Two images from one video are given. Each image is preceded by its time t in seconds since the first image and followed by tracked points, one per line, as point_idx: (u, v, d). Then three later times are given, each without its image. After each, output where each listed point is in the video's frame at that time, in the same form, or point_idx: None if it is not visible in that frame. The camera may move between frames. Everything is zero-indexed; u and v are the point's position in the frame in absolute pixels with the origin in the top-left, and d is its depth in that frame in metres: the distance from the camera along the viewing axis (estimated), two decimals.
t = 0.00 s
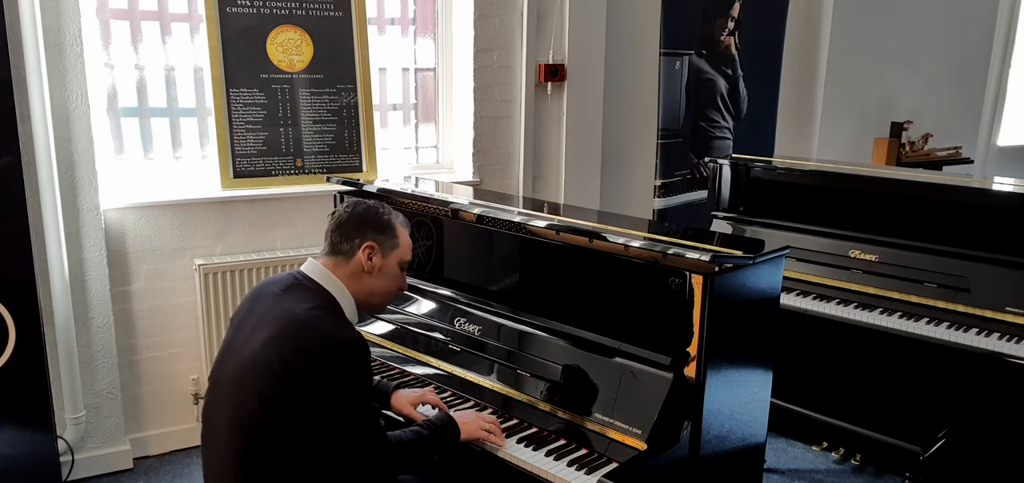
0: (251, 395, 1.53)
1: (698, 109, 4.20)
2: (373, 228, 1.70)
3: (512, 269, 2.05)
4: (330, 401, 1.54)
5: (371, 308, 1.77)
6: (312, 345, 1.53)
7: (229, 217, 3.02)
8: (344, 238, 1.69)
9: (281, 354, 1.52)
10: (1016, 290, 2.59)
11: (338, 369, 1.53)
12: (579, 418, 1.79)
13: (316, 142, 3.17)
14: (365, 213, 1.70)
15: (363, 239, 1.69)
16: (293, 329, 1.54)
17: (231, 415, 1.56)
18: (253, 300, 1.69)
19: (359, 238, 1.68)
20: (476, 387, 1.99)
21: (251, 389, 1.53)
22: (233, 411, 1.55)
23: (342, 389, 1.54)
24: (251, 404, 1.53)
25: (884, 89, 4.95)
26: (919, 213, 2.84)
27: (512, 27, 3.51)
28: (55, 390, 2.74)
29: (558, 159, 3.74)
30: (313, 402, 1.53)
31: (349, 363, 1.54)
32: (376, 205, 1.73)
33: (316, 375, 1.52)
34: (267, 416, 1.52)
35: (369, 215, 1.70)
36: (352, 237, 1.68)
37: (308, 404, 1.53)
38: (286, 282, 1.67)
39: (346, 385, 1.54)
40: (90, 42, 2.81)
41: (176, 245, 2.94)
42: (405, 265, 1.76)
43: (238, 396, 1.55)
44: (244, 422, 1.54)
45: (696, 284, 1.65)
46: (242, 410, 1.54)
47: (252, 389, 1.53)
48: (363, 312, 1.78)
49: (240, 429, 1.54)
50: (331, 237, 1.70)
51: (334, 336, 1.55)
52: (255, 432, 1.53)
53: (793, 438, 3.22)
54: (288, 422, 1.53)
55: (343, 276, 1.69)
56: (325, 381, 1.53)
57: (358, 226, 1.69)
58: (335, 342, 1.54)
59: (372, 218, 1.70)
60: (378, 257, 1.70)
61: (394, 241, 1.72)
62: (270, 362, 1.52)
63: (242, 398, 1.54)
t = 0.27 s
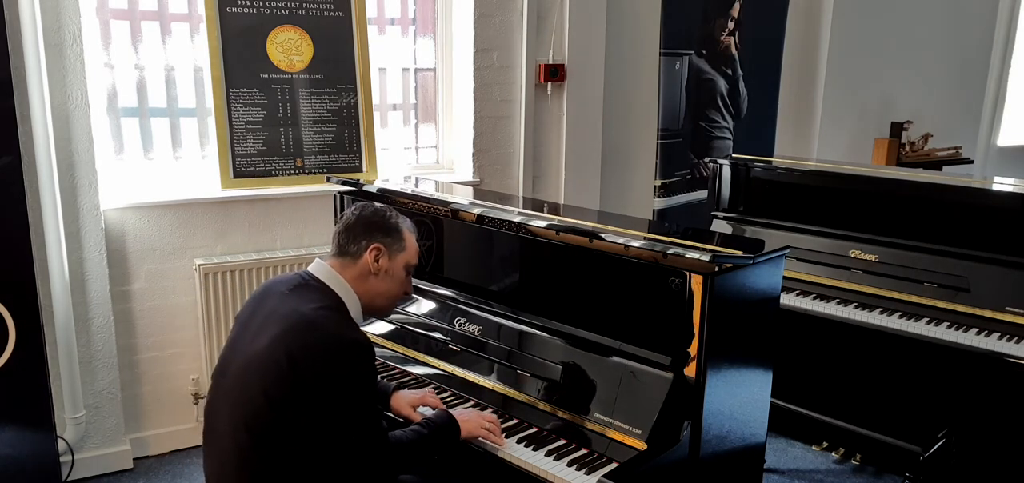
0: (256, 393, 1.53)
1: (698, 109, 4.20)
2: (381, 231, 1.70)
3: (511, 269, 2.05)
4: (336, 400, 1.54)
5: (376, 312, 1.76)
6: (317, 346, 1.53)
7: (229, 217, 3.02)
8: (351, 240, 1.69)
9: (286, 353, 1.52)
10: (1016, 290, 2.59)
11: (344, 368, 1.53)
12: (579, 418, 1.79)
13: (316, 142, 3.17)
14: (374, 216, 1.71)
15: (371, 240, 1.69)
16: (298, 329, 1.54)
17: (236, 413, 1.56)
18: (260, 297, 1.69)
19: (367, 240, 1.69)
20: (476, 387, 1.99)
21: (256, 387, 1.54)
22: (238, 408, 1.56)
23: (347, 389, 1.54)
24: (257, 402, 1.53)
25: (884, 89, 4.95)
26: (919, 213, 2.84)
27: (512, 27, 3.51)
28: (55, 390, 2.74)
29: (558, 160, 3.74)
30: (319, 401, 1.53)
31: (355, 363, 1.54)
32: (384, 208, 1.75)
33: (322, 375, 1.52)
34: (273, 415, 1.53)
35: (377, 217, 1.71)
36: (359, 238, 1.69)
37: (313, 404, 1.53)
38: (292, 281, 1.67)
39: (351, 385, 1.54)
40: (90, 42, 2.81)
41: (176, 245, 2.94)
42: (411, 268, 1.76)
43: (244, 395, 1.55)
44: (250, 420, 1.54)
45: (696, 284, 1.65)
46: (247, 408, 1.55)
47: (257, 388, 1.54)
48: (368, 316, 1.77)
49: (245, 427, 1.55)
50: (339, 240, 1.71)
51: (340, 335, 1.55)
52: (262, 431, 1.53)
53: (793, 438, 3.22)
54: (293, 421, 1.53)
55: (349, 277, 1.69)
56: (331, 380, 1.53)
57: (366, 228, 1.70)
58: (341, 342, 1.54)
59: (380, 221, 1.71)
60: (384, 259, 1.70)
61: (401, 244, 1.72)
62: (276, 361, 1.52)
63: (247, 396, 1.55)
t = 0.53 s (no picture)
0: (258, 392, 1.54)
1: (698, 109, 4.20)
2: (384, 231, 1.70)
3: (511, 269, 2.05)
4: (337, 401, 1.53)
5: (380, 312, 1.76)
6: (320, 345, 1.53)
7: (229, 217, 3.02)
8: (355, 240, 1.69)
9: (289, 353, 1.52)
10: (1016, 290, 2.59)
11: (347, 369, 1.53)
12: (579, 418, 1.79)
13: (316, 142, 3.17)
14: (378, 216, 1.71)
15: (374, 240, 1.69)
16: (301, 330, 1.54)
17: (237, 413, 1.57)
18: (264, 297, 1.69)
19: (370, 240, 1.68)
20: (476, 387, 1.99)
21: (258, 386, 1.54)
22: (240, 408, 1.56)
23: (349, 390, 1.54)
24: (258, 402, 1.54)
25: (884, 89, 4.95)
26: (919, 213, 2.84)
27: (512, 27, 3.51)
28: (55, 390, 2.74)
29: (557, 160, 3.74)
30: (320, 402, 1.53)
31: (357, 364, 1.54)
32: (389, 208, 1.74)
33: (324, 375, 1.52)
34: (274, 415, 1.53)
35: (381, 217, 1.71)
36: (363, 238, 1.69)
37: (315, 404, 1.53)
38: (296, 281, 1.67)
39: (354, 386, 1.54)
40: (90, 42, 2.81)
41: (176, 246, 2.94)
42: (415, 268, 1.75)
43: (246, 394, 1.56)
44: (251, 420, 1.54)
45: (696, 283, 1.65)
46: (249, 407, 1.55)
47: (259, 387, 1.54)
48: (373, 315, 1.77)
49: (247, 426, 1.55)
50: (343, 240, 1.71)
51: (343, 336, 1.55)
52: (263, 430, 1.54)
53: (793, 438, 3.22)
54: (294, 421, 1.53)
55: (352, 277, 1.69)
56: (333, 381, 1.52)
57: (370, 228, 1.69)
58: (343, 343, 1.54)
59: (384, 221, 1.70)
60: (388, 259, 1.70)
61: (405, 244, 1.71)
62: (278, 361, 1.53)
63: (249, 397, 1.55)
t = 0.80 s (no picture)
0: (259, 393, 1.54)
1: (698, 109, 4.20)
2: (387, 231, 1.69)
3: (511, 269, 2.05)
4: (337, 402, 1.53)
5: (383, 312, 1.75)
6: (320, 346, 1.53)
7: (229, 217, 3.02)
8: (357, 241, 1.69)
9: (289, 353, 1.52)
10: (1016, 290, 2.58)
11: (347, 369, 1.53)
12: (579, 418, 1.79)
13: (316, 142, 3.17)
14: (381, 217, 1.70)
15: (377, 241, 1.68)
16: (301, 331, 1.54)
17: (237, 414, 1.57)
18: (266, 298, 1.69)
19: (373, 241, 1.68)
20: (476, 387, 1.99)
21: (259, 387, 1.54)
22: (240, 408, 1.56)
23: (348, 390, 1.54)
24: (258, 403, 1.54)
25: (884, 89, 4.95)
26: (919, 213, 2.84)
27: (512, 27, 3.51)
28: (55, 390, 2.74)
29: (558, 160, 3.74)
30: (320, 402, 1.53)
31: (357, 364, 1.54)
32: (391, 209, 1.74)
33: (323, 375, 1.52)
34: (274, 416, 1.53)
35: (383, 218, 1.70)
36: (365, 239, 1.68)
37: (314, 404, 1.53)
38: (298, 282, 1.67)
39: (353, 387, 1.54)
40: (90, 42, 2.81)
41: (176, 246, 2.94)
42: (417, 269, 1.75)
43: (246, 396, 1.56)
44: (251, 421, 1.54)
45: (697, 284, 1.65)
46: (249, 408, 1.55)
47: (260, 387, 1.54)
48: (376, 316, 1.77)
49: (247, 426, 1.55)
50: (346, 240, 1.70)
51: (343, 336, 1.54)
52: (263, 431, 1.54)
53: (793, 438, 3.22)
54: (294, 421, 1.53)
55: (355, 277, 1.69)
56: (332, 381, 1.52)
57: (372, 229, 1.69)
58: (343, 343, 1.54)
59: (386, 221, 1.70)
60: (390, 260, 1.69)
61: (407, 245, 1.71)
62: (279, 362, 1.53)
63: (249, 398, 1.55)
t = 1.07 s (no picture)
0: (259, 394, 1.54)
1: (698, 109, 4.20)
2: (389, 234, 1.69)
3: (511, 270, 2.05)
4: (337, 402, 1.53)
5: (383, 315, 1.75)
6: (320, 346, 1.53)
7: (229, 217, 3.02)
8: (360, 243, 1.68)
9: (289, 354, 1.52)
10: (1016, 290, 2.59)
11: (347, 370, 1.53)
12: (579, 418, 1.79)
13: (316, 142, 3.17)
14: (383, 219, 1.69)
15: (379, 244, 1.68)
16: (301, 331, 1.54)
17: (237, 415, 1.57)
18: (266, 299, 1.69)
19: (375, 244, 1.68)
20: (477, 387, 1.99)
21: (259, 387, 1.54)
22: (240, 408, 1.56)
23: (348, 391, 1.54)
24: (258, 403, 1.54)
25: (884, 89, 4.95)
26: (919, 213, 2.84)
27: (512, 27, 3.51)
28: (55, 390, 2.74)
29: (557, 160, 3.74)
30: (320, 402, 1.53)
31: (357, 364, 1.54)
32: (394, 211, 1.73)
33: (323, 376, 1.52)
34: (274, 416, 1.53)
35: (386, 221, 1.70)
36: (368, 242, 1.68)
37: (314, 405, 1.53)
38: (299, 283, 1.68)
39: (353, 388, 1.54)
40: (90, 42, 2.81)
41: (176, 246, 2.94)
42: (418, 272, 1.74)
43: (246, 396, 1.56)
44: (251, 421, 1.55)
45: (697, 284, 1.65)
46: (249, 408, 1.55)
47: (260, 388, 1.54)
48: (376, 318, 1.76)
49: (247, 427, 1.55)
50: (348, 243, 1.70)
51: (343, 337, 1.54)
52: (263, 432, 1.54)
53: (793, 438, 3.22)
54: (293, 422, 1.53)
55: (356, 280, 1.68)
56: (332, 382, 1.52)
57: (375, 232, 1.68)
58: (344, 344, 1.54)
59: (388, 224, 1.69)
60: (393, 263, 1.69)
61: (410, 248, 1.70)
62: (279, 363, 1.53)
63: (249, 398, 1.55)
